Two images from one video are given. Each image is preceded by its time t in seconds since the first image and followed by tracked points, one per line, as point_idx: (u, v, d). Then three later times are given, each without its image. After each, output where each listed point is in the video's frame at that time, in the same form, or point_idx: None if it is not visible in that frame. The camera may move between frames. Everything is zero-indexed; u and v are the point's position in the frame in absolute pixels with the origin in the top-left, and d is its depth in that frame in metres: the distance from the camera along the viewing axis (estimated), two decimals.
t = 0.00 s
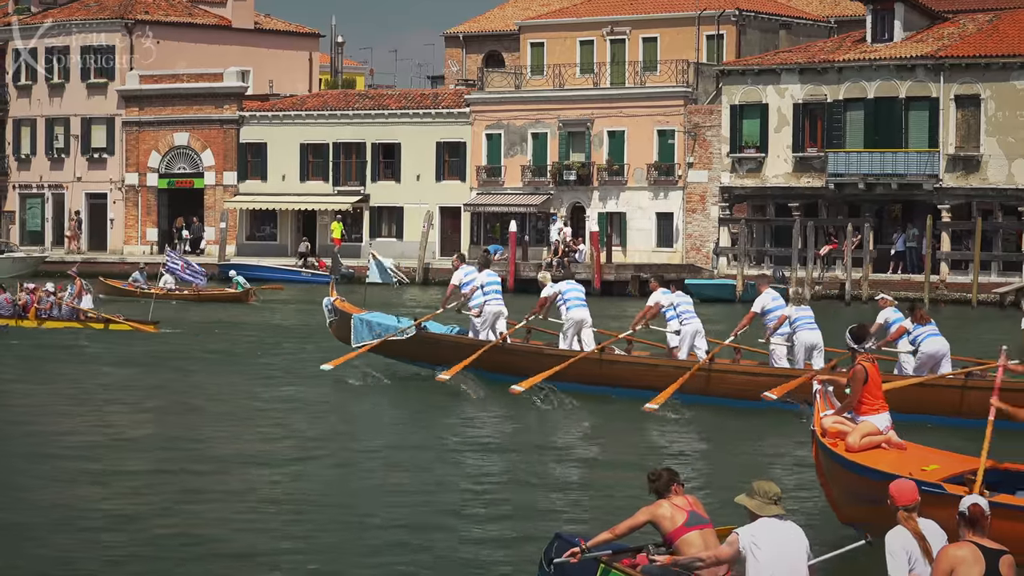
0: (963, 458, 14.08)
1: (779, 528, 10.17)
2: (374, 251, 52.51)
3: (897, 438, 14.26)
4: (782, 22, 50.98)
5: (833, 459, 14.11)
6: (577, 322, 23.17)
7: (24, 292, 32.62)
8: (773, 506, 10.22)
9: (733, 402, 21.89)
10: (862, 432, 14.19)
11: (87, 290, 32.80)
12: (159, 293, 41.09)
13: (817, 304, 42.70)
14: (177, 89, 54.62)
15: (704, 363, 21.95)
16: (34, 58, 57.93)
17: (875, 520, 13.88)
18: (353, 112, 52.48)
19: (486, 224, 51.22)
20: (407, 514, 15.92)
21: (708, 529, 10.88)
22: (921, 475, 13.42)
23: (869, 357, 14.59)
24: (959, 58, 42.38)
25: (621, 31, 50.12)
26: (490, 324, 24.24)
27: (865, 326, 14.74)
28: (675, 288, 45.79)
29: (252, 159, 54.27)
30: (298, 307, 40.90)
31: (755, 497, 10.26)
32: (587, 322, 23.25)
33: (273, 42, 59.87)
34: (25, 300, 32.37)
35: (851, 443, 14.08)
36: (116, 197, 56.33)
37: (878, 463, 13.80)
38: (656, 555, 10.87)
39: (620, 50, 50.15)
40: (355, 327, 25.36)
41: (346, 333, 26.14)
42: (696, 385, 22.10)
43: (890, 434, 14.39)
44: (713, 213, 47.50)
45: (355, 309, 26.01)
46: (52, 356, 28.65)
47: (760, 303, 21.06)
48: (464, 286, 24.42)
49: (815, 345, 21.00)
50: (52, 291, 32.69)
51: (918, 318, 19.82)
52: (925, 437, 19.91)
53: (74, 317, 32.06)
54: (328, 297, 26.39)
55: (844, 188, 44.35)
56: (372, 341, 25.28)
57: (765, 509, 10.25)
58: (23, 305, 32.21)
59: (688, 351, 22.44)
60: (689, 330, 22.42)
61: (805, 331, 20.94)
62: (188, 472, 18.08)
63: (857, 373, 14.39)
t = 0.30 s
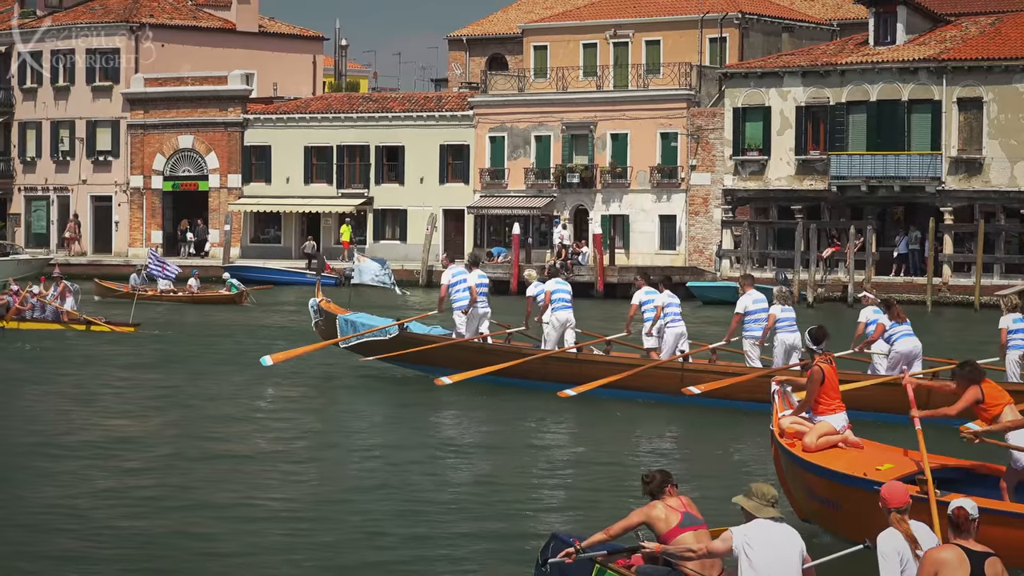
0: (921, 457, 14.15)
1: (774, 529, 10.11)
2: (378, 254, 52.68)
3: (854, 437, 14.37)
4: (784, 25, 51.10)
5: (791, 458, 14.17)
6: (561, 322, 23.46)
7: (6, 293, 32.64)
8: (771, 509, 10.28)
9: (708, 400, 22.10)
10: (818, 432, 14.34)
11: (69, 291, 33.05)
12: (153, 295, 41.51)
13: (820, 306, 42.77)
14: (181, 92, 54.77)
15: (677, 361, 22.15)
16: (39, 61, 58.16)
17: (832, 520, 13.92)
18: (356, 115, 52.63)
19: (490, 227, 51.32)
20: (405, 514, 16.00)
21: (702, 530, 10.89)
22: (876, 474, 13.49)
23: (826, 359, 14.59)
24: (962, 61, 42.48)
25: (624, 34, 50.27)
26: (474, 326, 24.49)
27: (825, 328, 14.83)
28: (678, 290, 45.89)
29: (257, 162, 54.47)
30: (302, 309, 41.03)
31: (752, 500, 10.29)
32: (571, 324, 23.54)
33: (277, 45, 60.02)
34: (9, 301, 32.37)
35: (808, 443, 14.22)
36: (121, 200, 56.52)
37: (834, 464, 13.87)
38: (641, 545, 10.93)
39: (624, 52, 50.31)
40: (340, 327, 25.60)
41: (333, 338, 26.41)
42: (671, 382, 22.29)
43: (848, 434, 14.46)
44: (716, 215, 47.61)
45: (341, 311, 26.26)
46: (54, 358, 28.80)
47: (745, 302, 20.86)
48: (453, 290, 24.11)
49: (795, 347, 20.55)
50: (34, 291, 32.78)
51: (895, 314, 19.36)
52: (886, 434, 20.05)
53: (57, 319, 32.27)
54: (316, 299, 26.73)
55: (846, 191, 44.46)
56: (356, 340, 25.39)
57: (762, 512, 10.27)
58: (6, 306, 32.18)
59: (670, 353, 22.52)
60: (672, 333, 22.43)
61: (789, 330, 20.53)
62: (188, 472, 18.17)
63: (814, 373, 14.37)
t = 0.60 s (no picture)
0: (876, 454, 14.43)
1: (767, 528, 10.10)
2: (383, 257, 52.85)
3: (811, 435, 14.60)
4: (788, 28, 51.24)
5: (750, 457, 14.41)
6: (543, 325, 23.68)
7: None
8: (767, 508, 10.32)
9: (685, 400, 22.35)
10: (777, 430, 14.58)
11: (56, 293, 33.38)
12: (149, 297, 42.12)
13: (824, 309, 42.87)
14: (188, 95, 54.95)
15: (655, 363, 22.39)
16: (45, 65, 58.37)
17: (788, 516, 14.14)
18: (361, 119, 52.81)
19: (494, 230, 51.42)
20: (403, 516, 16.09)
21: (698, 529, 11.02)
22: (829, 469, 13.73)
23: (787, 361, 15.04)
24: (965, 65, 42.59)
25: (628, 38, 50.43)
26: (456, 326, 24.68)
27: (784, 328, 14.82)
28: (681, 293, 46.02)
29: (262, 165, 54.67)
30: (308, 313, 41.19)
31: (750, 498, 10.39)
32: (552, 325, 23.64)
33: (283, 48, 60.19)
34: None
35: (766, 440, 14.51)
36: (127, 203, 56.69)
37: (790, 461, 14.09)
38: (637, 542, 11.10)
39: (628, 56, 50.47)
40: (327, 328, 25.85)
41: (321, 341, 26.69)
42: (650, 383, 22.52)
43: (805, 432, 14.70)
44: (720, 219, 47.76)
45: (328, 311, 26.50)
46: (58, 360, 29.01)
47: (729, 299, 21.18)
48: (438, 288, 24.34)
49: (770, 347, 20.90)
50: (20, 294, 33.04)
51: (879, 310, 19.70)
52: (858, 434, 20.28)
53: (44, 321, 32.50)
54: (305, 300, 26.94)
55: (850, 195, 44.60)
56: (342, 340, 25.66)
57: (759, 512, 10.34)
58: None
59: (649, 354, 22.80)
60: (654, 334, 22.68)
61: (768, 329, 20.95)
62: (191, 474, 18.28)
63: (773, 373, 14.80)
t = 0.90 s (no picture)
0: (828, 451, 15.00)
1: (762, 527, 10.33)
2: (388, 259, 52.94)
3: (770, 432, 15.18)
4: (793, 32, 51.29)
5: (710, 451, 14.90)
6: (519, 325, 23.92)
7: None
8: (762, 508, 10.54)
9: (665, 401, 22.96)
10: (736, 425, 15.10)
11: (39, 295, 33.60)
12: (144, 299, 42.57)
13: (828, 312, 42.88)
14: (194, 98, 55.04)
15: (637, 364, 23.06)
16: (50, 67, 58.53)
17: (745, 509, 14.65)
18: (366, 121, 52.92)
19: (498, 233, 51.47)
20: (411, 515, 16.21)
21: (694, 528, 11.09)
22: (786, 464, 14.27)
23: (746, 357, 15.51)
24: (969, 68, 42.62)
25: (633, 41, 50.55)
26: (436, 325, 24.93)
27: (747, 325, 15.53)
28: (685, 295, 46.05)
29: (267, 167, 54.77)
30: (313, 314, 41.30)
31: (745, 498, 10.58)
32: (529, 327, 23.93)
33: (289, 51, 60.29)
34: None
35: (726, 435, 15.01)
36: (132, 205, 56.77)
37: (748, 455, 14.60)
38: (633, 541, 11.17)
39: (632, 60, 50.58)
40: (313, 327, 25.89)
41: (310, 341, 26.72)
42: (633, 385, 23.12)
43: (764, 429, 15.26)
44: (724, 222, 47.82)
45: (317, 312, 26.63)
46: (62, 361, 29.17)
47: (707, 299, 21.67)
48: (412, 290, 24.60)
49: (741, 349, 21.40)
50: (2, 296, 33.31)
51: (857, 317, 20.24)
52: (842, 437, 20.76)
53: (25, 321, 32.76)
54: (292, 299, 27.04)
55: (854, 198, 44.64)
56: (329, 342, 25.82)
57: (754, 513, 10.52)
58: None
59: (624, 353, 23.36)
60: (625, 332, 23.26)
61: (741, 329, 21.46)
62: (195, 473, 18.41)
63: (733, 371, 15.29)
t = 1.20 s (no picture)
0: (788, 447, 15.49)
1: (756, 527, 10.11)
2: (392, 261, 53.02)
3: (731, 428, 15.66)
4: (798, 34, 51.41)
5: (673, 446, 15.39)
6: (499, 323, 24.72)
7: None
8: (757, 509, 10.39)
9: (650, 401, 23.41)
10: (697, 421, 15.64)
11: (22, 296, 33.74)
12: (139, 300, 42.73)
13: (833, 314, 42.97)
14: (199, 99, 55.13)
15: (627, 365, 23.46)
16: (57, 69, 58.63)
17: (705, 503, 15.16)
18: (372, 123, 53.02)
19: (504, 234, 51.59)
20: (426, 520, 16.33)
21: (691, 530, 10.98)
22: (744, 459, 14.73)
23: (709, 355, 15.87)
24: (974, 70, 42.68)
25: (638, 43, 50.61)
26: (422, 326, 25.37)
27: (710, 325, 16.38)
28: (691, 297, 46.11)
29: (273, 169, 54.88)
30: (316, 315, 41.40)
31: (741, 498, 10.43)
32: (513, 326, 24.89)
33: (294, 53, 60.39)
34: None
35: (686, 431, 15.52)
36: (137, 207, 56.84)
37: (710, 450, 15.07)
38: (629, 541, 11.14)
39: (638, 62, 50.68)
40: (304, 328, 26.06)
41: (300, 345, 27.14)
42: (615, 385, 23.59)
43: (725, 425, 15.75)
44: (729, 224, 47.88)
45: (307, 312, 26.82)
46: (69, 364, 29.29)
47: (676, 302, 22.28)
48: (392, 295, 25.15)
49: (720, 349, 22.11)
50: None
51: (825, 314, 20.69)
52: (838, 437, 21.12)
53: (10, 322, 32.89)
54: (281, 300, 27.10)
55: (859, 200, 44.75)
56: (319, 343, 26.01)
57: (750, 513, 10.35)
58: None
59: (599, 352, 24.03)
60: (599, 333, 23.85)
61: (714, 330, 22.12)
62: (203, 478, 18.54)
63: (697, 368, 15.62)
